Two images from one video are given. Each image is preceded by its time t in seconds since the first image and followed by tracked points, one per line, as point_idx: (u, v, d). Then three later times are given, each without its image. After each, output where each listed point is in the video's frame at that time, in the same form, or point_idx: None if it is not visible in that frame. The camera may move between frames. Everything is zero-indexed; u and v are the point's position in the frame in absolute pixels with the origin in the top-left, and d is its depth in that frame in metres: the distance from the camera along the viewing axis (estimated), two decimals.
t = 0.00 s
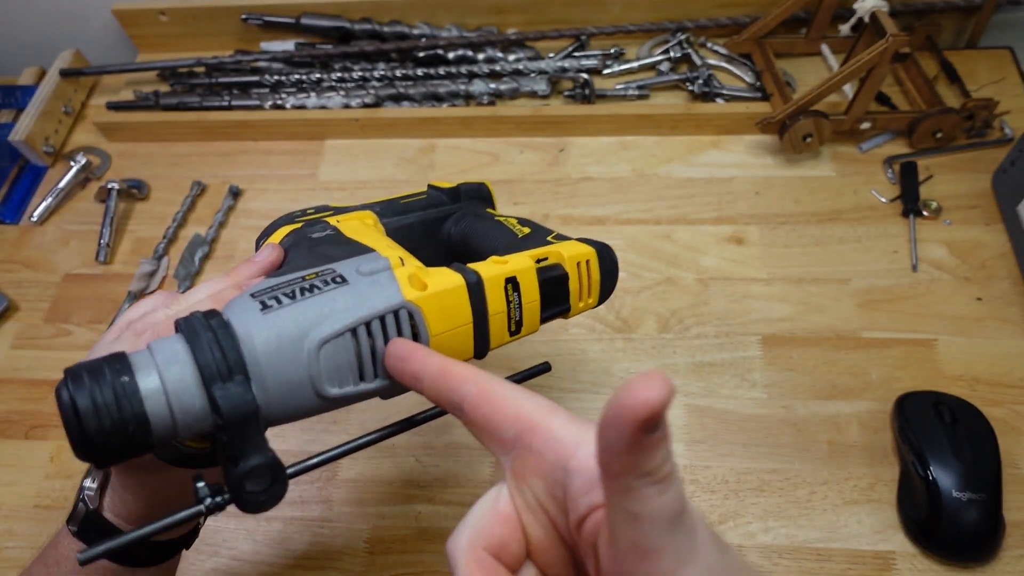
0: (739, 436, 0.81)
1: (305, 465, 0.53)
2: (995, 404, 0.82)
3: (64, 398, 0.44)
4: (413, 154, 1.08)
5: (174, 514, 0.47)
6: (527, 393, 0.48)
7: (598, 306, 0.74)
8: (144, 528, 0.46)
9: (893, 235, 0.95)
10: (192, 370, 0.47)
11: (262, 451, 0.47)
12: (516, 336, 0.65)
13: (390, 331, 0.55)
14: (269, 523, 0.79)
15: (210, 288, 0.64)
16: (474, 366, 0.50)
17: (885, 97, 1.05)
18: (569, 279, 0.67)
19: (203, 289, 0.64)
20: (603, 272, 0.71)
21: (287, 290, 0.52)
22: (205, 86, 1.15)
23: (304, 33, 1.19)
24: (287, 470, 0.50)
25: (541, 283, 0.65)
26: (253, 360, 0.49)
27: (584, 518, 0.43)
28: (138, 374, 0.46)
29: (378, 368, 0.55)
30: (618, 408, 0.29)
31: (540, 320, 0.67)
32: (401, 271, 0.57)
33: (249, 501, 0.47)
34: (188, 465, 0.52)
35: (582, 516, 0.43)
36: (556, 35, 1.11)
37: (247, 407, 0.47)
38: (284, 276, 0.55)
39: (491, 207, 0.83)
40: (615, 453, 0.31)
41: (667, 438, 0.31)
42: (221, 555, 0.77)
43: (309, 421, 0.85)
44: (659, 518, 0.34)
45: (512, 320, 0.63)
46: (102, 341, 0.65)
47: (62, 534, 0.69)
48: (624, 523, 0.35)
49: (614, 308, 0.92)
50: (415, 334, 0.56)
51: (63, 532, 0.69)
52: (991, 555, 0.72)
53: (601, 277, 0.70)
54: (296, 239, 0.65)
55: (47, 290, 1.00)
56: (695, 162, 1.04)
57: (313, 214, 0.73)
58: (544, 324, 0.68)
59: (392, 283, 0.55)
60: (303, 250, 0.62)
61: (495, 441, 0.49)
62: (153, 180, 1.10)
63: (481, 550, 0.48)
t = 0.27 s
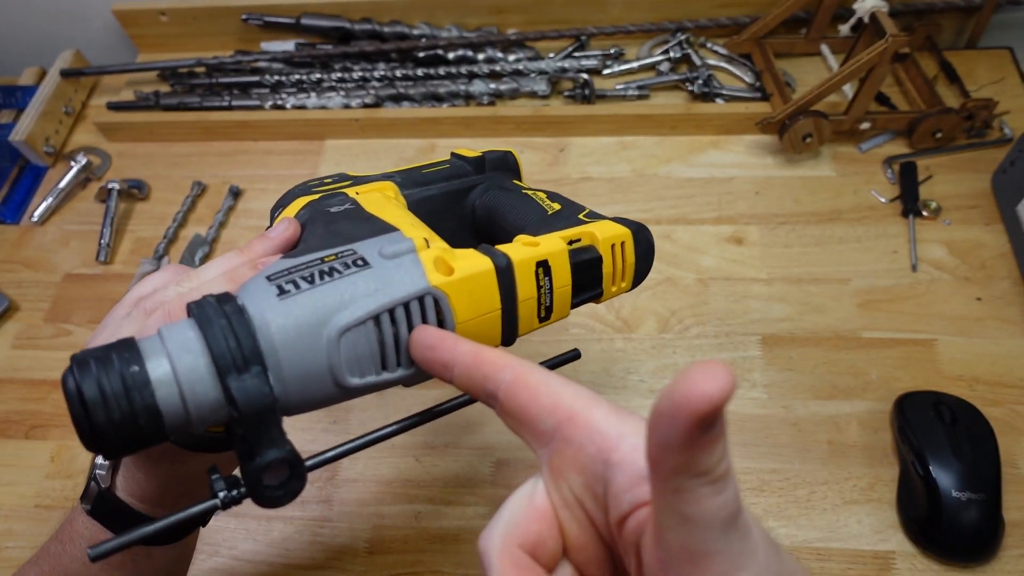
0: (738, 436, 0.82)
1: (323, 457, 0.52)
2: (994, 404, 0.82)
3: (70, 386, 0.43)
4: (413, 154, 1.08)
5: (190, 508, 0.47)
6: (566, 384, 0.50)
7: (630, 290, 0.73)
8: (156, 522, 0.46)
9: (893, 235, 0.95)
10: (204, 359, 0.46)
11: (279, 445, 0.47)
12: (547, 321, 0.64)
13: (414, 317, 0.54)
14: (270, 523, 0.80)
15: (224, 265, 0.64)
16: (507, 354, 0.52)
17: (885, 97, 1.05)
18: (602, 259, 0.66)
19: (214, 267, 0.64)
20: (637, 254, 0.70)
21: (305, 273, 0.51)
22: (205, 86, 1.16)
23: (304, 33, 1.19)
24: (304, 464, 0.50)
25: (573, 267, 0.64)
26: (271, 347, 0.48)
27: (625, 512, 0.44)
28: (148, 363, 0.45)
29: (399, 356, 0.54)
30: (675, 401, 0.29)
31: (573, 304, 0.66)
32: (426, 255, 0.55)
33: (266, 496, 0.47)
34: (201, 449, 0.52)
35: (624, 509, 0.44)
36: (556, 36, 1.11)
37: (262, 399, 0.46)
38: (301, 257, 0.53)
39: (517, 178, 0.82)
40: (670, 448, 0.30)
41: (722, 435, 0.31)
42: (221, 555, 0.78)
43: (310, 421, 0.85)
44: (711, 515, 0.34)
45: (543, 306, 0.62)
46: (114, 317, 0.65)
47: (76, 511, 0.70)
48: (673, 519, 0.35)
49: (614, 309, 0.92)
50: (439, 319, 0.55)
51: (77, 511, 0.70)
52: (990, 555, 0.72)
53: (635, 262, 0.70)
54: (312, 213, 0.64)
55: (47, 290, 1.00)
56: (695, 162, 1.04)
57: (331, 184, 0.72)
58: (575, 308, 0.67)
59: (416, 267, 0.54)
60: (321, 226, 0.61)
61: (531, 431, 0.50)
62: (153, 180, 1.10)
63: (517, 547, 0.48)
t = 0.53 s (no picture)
0: (738, 436, 0.82)
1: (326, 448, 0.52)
2: (994, 404, 0.82)
3: (82, 366, 0.43)
4: (413, 154, 1.08)
5: (192, 493, 0.47)
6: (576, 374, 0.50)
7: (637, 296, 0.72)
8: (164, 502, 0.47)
9: (893, 235, 0.95)
10: (214, 345, 0.46)
11: (284, 434, 0.47)
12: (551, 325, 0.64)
13: (422, 313, 0.54)
14: (270, 522, 0.79)
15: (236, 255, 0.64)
16: (519, 345, 0.52)
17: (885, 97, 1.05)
18: (610, 265, 0.66)
19: (227, 257, 0.64)
20: (645, 261, 0.69)
21: (317, 265, 0.51)
22: (205, 86, 1.16)
23: (304, 33, 1.19)
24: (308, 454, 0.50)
25: (582, 271, 0.63)
26: (281, 337, 0.48)
27: (631, 501, 0.44)
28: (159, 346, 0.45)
29: (405, 350, 0.54)
30: (680, 392, 0.29)
31: (579, 308, 0.65)
32: (436, 252, 0.55)
33: (269, 484, 0.47)
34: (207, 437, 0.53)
35: (630, 498, 0.44)
36: (556, 35, 1.11)
37: (271, 387, 0.46)
38: (313, 250, 0.54)
39: (528, 182, 0.82)
40: (675, 438, 0.30)
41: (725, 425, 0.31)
42: (221, 555, 0.78)
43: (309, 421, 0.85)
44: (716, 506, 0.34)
45: (549, 309, 0.62)
46: (124, 302, 0.65)
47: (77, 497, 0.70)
48: (678, 509, 0.35)
49: (614, 309, 0.92)
50: (446, 315, 0.56)
51: (78, 497, 0.70)
52: (990, 555, 0.72)
53: (642, 268, 0.69)
54: (325, 208, 0.64)
55: (47, 290, 1.00)
56: (694, 162, 1.04)
57: (344, 181, 0.73)
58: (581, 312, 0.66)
59: (426, 263, 0.54)
60: (333, 220, 0.61)
61: (542, 421, 0.51)
62: (153, 180, 1.10)
63: (526, 533, 0.48)
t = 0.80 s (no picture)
0: (739, 436, 0.82)
1: (306, 447, 0.52)
2: (995, 404, 0.82)
3: (69, 357, 0.44)
4: (413, 154, 1.08)
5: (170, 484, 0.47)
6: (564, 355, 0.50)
7: (625, 307, 0.72)
8: (142, 493, 0.47)
9: (893, 235, 0.95)
10: (199, 339, 0.46)
11: (263, 428, 0.47)
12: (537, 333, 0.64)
13: (407, 315, 0.54)
14: (269, 522, 0.79)
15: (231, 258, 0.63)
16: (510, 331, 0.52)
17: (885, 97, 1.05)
18: (598, 276, 0.66)
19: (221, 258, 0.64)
20: (634, 273, 0.69)
21: (303, 264, 0.52)
22: (205, 86, 1.16)
23: (304, 33, 1.19)
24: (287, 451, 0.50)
25: (568, 281, 0.64)
26: (264, 333, 0.48)
27: (615, 477, 0.44)
28: (144, 339, 0.46)
29: (389, 352, 0.54)
30: (648, 359, 0.30)
31: (564, 317, 0.66)
32: (422, 256, 0.56)
33: (246, 480, 0.47)
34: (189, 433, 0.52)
35: (615, 474, 0.44)
36: (556, 35, 1.11)
37: (252, 382, 0.46)
38: (302, 250, 0.54)
39: (526, 198, 0.83)
40: (642, 403, 0.31)
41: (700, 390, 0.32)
42: (221, 555, 0.78)
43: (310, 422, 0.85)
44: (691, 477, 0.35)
45: (534, 316, 0.62)
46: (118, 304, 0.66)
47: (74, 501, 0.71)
48: (654, 481, 0.36)
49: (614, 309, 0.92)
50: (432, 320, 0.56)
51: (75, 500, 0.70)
52: (990, 554, 0.72)
53: (630, 281, 0.69)
54: (320, 215, 0.65)
55: (47, 290, 1.00)
56: (695, 162, 1.04)
57: (341, 190, 0.73)
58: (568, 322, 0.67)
59: (414, 266, 0.54)
60: (327, 227, 0.62)
61: (532, 403, 0.51)
62: (153, 180, 1.10)
63: (514, 511, 0.48)
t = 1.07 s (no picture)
0: (738, 435, 0.82)
1: (275, 452, 0.53)
2: (992, 404, 0.82)
3: (41, 361, 0.46)
4: (414, 155, 1.09)
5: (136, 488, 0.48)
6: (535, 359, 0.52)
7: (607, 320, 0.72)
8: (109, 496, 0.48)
9: (892, 236, 0.95)
10: (167, 344, 0.49)
11: (227, 431, 0.48)
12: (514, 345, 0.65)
13: (375, 322, 0.56)
14: (271, 521, 0.80)
15: (220, 273, 0.72)
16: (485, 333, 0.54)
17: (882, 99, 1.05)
18: (574, 288, 0.67)
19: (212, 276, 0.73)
20: (612, 286, 0.70)
21: (275, 274, 0.54)
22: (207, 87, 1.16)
23: (306, 35, 1.19)
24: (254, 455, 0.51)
25: (544, 290, 0.64)
26: (232, 338, 0.51)
27: (570, 476, 0.46)
28: (115, 344, 0.49)
29: (360, 359, 0.56)
30: (592, 362, 0.32)
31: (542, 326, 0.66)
32: (394, 266, 0.58)
33: (210, 482, 0.48)
34: (162, 440, 0.55)
35: (570, 474, 0.47)
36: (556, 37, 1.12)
37: (214, 384, 0.49)
38: (278, 262, 0.57)
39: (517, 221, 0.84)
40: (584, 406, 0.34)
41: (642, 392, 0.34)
42: (224, 553, 0.78)
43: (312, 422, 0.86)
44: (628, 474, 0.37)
45: (507, 324, 0.63)
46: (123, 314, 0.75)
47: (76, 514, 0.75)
48: (596, 476, 0.38)
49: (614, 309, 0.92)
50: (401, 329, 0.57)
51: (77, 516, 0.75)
52: (987, 552, 0.72)
53: (608, 292, 0.69)
54: (306, 235, 0.66)
55: (51, 290, 1.01)
56: (694, 163, 1.04)
57: (335, 213, 0.74)
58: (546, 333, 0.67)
59: (382, 275, 0.57)
60: (309, 243, 0.64)
61: (498, 403, 0.53)
62: (156, 181, 1.11)
63: (474, 505, 0.51)
